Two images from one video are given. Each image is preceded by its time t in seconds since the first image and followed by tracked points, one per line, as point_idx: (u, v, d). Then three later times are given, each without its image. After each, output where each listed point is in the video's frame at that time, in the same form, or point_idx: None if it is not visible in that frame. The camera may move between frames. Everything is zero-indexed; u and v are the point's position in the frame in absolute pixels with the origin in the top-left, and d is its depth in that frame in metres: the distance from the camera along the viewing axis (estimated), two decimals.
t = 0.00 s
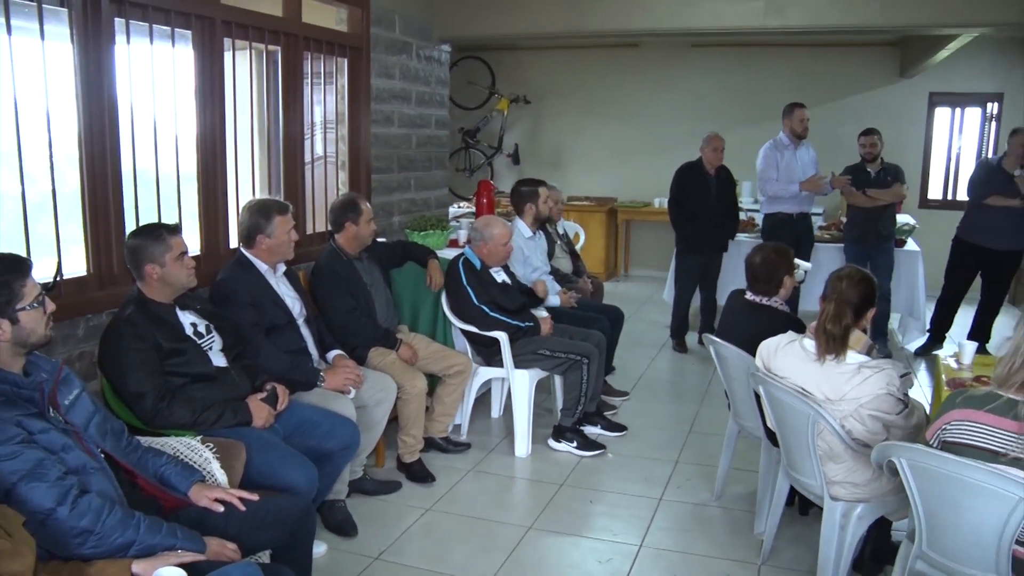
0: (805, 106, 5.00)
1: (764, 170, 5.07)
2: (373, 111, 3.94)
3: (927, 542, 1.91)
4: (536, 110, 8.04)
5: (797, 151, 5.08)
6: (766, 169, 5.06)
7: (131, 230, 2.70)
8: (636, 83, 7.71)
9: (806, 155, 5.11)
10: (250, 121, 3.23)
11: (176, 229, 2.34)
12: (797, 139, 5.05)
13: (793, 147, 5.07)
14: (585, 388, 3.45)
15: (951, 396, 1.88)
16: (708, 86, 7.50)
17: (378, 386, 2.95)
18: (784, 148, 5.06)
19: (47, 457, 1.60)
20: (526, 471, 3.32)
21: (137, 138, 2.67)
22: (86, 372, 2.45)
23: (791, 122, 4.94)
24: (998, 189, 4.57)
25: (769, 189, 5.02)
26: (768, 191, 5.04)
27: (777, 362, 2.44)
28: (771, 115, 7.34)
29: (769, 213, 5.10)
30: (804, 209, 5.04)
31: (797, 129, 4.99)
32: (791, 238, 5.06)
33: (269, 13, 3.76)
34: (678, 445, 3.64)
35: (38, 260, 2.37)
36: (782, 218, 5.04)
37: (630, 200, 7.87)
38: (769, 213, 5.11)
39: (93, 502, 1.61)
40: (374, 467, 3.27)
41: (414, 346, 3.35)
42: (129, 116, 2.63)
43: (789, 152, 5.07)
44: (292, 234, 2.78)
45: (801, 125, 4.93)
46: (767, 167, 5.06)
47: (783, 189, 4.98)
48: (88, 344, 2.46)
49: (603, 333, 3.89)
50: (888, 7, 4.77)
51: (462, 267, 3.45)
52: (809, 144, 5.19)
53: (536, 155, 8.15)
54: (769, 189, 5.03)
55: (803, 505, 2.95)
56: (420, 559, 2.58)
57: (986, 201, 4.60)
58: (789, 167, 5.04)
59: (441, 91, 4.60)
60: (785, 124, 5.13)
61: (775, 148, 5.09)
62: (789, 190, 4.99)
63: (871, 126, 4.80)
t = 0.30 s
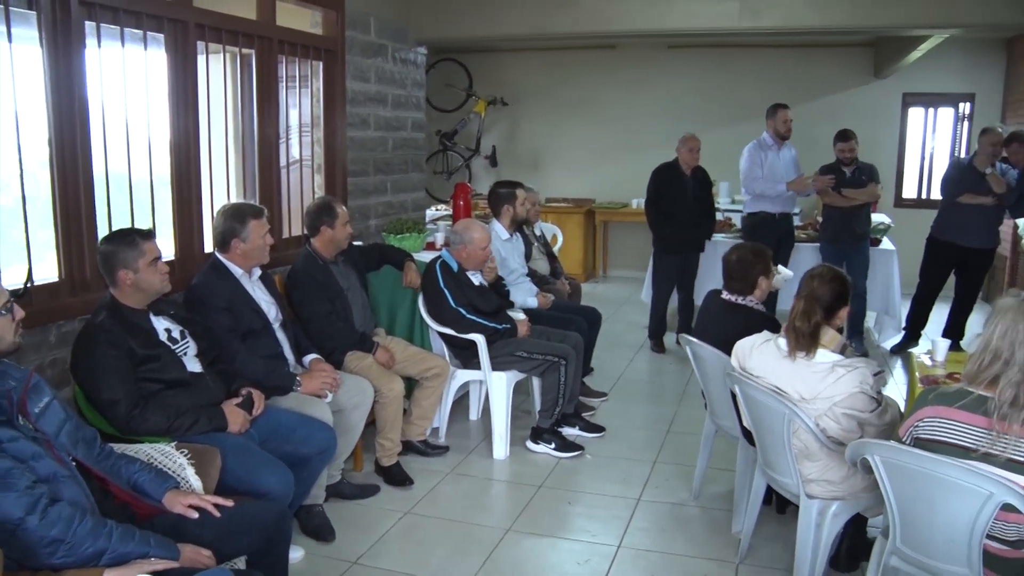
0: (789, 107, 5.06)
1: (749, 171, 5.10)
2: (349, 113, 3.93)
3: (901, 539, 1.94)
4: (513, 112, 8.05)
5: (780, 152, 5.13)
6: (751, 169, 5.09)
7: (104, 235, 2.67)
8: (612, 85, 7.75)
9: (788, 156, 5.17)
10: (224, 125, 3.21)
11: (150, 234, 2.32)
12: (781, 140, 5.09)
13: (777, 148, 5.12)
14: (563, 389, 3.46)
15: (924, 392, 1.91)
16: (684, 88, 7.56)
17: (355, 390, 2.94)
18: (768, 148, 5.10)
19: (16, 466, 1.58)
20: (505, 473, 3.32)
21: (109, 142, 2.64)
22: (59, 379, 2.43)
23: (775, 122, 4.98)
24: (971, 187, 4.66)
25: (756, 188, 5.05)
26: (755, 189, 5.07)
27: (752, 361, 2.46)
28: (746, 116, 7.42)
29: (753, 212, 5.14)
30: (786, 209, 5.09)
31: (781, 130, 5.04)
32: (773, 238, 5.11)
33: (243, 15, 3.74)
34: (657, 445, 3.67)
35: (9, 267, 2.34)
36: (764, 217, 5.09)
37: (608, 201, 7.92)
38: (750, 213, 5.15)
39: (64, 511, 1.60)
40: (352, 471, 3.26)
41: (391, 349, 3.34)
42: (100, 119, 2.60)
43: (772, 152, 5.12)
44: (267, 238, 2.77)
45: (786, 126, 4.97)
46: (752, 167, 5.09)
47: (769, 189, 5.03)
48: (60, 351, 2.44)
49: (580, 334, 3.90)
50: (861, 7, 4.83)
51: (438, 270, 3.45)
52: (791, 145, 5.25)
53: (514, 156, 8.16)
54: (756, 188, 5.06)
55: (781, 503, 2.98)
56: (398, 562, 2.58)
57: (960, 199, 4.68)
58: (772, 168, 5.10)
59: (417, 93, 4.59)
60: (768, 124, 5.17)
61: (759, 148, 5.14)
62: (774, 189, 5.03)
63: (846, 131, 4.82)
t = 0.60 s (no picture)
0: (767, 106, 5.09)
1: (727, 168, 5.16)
2: (318, 114, 3.91)
3: (869, 532, 1.98)
4: (485, 112, 8.06)
5: (757, 150, 5.20)
6: (728, 167, 5.14)
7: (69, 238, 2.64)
8: (583, 84, 7.79)
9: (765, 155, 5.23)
10: (192, 125, 3.18)
11: (116, 236, 2.29)
12: (757, 139, 5.16)
13: (753, 146, 5.19)
14: (535, 388, 3.48)
15: (891, 386, 1.94)
16: (655, 87, 7.61)
17: (327, 391, 2.93)
18: (744, 146, 5.18)
19: None
20: (479, 473, 3.33)
21: (74, 142, 2.61)
22: (23, 385, 2.40)
23: (752, 121, 5.04)
24: (936, 183, 4.75)
25: (731, 186, 5.12)
26: (730, 188, 5.14)
27: (722, 358, 2.49)
28: (717, 115, 7.49)
29: (727, 210, 5.19)
30: (760, 208, 5.13)
31: (758, 129, 5.11)
32: (751, 234, 5.13)
33: (211, 14, 3.71)
34: (630, 443, 3.69)
35: None
36: (735, 216, 5.13)
37: (580, 200, 7.95)
38: (723, 210, 5.23)
39: (27, 519, 1.58)
40: (325, 473, 3.25)
41: (363, 350, 3.33)
42: (64, 119, 2.57)
43: (748, 150, 5.19)
44: (236, 240, 2.75)
45: (763, 126, 5.04)
46: (729, 165, 5.15)
47: (744, 188, 5.08)
48: (24, 356, 2.40)
49: (552, 333, 3.92)
50: (829, 5, 4.89)
51: (410, 270, 3.45)
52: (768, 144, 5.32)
53: (486, 156, 8.17)
54: (732, 186, 5.12)
55: (754, 498, 3.02)
56: (372, 565, 2.57)
57: (927, 195, 4.77)
58: (748, 166, 5.16)
59: (388, 93, 4.58)
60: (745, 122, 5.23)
61: (735, 145, 5.20)
62: (750, 190, 5.08)
63: (816, 130, 4.85)
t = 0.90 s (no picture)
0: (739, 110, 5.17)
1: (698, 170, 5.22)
2: (291, 117, 3.89)
3: (840, 531, 2.01)
4: (459, 114, 8.06)
5: (729, 152, 5.24)
6: (700, 169, 5.20)
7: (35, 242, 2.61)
8: (558, 86, 7.82)
9: (736, 156, 5.26)
10: (162, 127, 3.15)
11: (84, 240, 2.26)
12: (729, 141, 5.21)
13: (725, 149, 5.24)
14: (509, 390, 3.49)
15: (859, 386, 1.98)
16: (629, 89, 7.65)
17: (300, 395, 2.92)
18: (716, 148, 5.22)
19: None
20: (453, 475, 3.33)
21: (41, 144, 2.58)
22: None
23: (725, 124, 5.10)
24: (907, 183, 4.82)
25: (704, 187, 5.15)
26: (702, 189, 5.16)
27: (694, 359, 2.52)
28: (690, 117, 7.56)
29: (699, 212, 5.25)
30: (729, 209, 5.18)
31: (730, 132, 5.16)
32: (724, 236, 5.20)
33: (181, 15, 3.67)
34: (605, 444, 3.72)
35: None
36: (708, 218, 5.21)
37: (555, 201, 7.98)
38: (696, 211, 5.27)
39: None
40: (299, 477, 3.23)
41: (337, 353, 3.32)
42: (30, 121, 2.54)
43: (720, 153, 5.23)
44: (208, 243, 2.72)
45: (735, 128, 5.09)
46: (700, 166, 5.20)
47: (717, 190, 5.12)
48: None
49: (527, 335, 3.93)
50: (800, 8, 4.96)
51: (383, 273, 3.44)
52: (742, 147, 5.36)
53: (460, 159, 8.17)
54: (704, 187, 5.15)
55: (728, 498, 3.06)
56: (346, 569, 2.56)
57: (898, 196, 4.84)
58: (719, 168, 5.21)
59: (361, 95, 4.56)
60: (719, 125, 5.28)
61: (707, 147, 5.25)
62: (723, 192, 5.13)
63: (788, 132, 4.91)
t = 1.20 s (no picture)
0: (699, 111, 5.20)
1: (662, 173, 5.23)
2: (263, 118, 3.86)
3: (811, 529, 2.04)
4: (434, 116, 8.05)
5: (691, 153, 5.26)
6: (664, 172, 5.21)
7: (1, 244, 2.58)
8: (532, 87, 7.84)
9: (699, 157, 5.30)
10: (132, 128, 3.11)
11: (51, 242, 2.24)
12: (691, 142, 5.23)
13: (687, 150, 5.26)
14: (483, 391, 3.49)
15: (829, 385, 2.01)
16: (603, 90, 7.69)
17: (273, 398, 2.90)
18: (678, 150, 5.23)
19: None
20: (428, 477, 3.33)
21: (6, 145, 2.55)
22: None
23: (687, 125, 5.12)
24: (876, 184, 4.91)
25: (673, 189, 5.14)
26: (671, 191, 5.17)
27: (666, 360, 2.54)
28: (664, 119, 7.61)
29: (666, 213, 5.27)
30: (696, 210, 5.23)
31: (692, 133, 5.18)
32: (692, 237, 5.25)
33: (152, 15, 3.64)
34: (579, 444, 3.74)
35: None
36: (676, 220, 5.24)
37: (530, 203, 8.00)
38: (664, 214, 5.30)
39: None
40: (272, 481, 3.21)
41: (310, 356, 3.30)
42: None
43: (683, 154, 5.26)
44: (179, 246, 2.70)
45: (697, 130, 5.12)
46: (666, 168, 5.19)
47: (687, 191, 5.14)
48: None
49: (501, 337, 3.94)
50: (772, 10, 5.02)
51: (355, 275, 3.43)
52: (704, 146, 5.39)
53: (435, 160, 8.16)
54: (673, 189, 5.16)
55: (702, 498, 3.09)
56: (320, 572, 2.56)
57: (867, 197, 4.93)
58: (684, 170, 5.23)
59: (334, 97, 4.54)
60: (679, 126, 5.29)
61: (670, 149, 5.25)
62: (693, 192, 5.16)
63: (760, 133, 4.97)
